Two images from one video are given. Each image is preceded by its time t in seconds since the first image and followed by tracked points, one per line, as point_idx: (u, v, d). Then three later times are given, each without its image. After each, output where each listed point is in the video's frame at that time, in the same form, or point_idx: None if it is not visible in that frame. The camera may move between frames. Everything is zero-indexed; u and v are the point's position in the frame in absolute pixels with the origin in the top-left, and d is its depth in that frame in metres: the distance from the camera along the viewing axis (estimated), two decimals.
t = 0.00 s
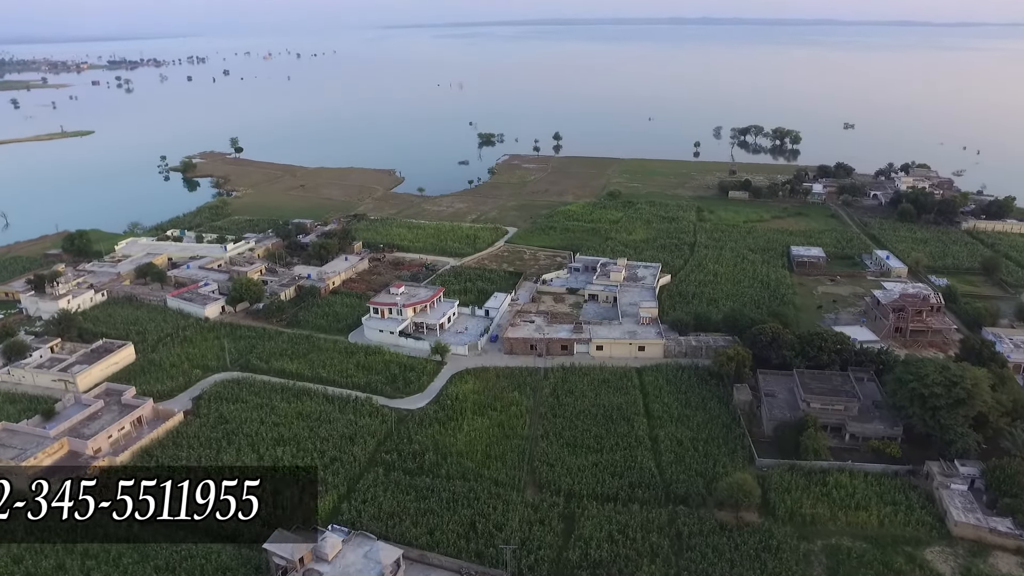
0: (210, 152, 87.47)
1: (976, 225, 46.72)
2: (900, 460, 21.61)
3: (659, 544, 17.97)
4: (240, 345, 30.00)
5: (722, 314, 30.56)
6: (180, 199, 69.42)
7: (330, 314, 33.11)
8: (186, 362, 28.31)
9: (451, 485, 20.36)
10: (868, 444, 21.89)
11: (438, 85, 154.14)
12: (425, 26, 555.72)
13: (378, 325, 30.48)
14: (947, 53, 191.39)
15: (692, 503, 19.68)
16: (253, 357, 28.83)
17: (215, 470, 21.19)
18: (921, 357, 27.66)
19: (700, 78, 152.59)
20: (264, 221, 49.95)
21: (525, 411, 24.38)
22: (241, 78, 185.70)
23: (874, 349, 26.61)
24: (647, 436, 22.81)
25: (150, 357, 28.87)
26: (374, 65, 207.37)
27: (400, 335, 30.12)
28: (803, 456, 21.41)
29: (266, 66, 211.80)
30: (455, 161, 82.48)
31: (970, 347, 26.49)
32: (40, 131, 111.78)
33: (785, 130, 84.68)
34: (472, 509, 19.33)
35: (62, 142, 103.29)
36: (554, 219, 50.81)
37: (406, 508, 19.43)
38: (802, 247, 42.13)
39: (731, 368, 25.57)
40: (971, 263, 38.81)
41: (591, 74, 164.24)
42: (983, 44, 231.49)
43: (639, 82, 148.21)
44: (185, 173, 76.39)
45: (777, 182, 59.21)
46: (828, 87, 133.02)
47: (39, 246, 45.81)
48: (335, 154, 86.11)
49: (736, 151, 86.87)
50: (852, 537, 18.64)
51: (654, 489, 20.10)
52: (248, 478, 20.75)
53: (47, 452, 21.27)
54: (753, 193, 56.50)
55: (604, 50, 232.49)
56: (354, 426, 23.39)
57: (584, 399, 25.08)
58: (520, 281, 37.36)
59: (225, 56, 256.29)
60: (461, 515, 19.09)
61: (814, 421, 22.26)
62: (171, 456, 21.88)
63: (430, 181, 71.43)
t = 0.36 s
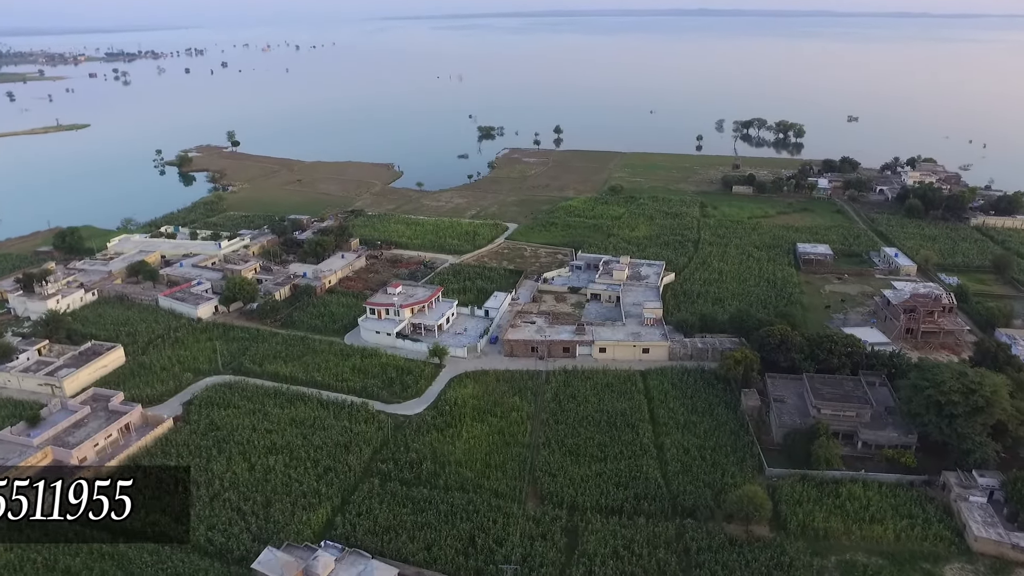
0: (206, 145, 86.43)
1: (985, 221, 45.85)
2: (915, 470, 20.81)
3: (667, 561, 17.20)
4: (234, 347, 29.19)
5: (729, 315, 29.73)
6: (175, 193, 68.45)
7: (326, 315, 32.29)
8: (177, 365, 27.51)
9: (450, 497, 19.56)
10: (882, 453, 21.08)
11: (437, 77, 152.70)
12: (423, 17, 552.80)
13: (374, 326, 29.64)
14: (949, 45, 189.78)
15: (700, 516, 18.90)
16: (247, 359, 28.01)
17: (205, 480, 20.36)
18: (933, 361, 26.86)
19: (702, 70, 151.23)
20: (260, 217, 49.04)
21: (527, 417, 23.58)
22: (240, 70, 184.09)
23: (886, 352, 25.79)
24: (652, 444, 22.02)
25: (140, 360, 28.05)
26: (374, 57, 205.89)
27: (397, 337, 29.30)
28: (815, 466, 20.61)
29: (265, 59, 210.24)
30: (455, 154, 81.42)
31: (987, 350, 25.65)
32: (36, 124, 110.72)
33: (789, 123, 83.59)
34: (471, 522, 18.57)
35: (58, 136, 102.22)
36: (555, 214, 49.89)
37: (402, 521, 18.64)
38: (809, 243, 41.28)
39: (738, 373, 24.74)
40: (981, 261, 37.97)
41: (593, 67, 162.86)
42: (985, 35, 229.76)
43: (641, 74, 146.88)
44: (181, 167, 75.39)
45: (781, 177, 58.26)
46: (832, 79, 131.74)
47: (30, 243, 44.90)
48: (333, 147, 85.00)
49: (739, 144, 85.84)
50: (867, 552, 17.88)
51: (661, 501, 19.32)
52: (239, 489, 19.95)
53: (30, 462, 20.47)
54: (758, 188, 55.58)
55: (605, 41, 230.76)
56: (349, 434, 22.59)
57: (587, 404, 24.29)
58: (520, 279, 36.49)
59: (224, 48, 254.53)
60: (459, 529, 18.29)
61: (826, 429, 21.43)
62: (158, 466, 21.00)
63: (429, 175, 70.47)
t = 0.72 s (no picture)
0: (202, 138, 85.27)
1: (995, 216, 44.95)
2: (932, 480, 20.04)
3: None
4: (226, 349, 28.36)
5: (735, 315, 28.89)
6: (170, 186, 67.40)
7: (321, 314, 31.45)
8: (167, 368, 26.68)
9: (448, 510, 18.80)
10: (897, 462, 20.32)
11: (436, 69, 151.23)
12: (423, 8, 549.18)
13: (370, 327, 28.79)
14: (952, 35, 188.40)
15: (708, 531, 18.13)
16: (239, 362, 27.19)
17: (194, 492, 19.58)
18: (947, 364, 26.05)
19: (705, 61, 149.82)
20: (255, 213, 48.12)
21: (528, 424, 22.79)
22: (237, 62, 182.37)
23: (898, 355, 24.95)
24: (658, 453, 21.25)
25: (129, 363, 27.23)
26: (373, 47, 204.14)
27: (394, 338, 28.46)
28: (828, 476, 19.82)
29: (263, 50, 208.54)
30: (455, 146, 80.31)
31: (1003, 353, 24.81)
32: (32, 116, 109.45)
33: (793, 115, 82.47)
34: (470, 538, 17.80)
35: (53, 128, 101.05)
36: (556, 209, 48.94)
37: (399, 535, 17.87)
38: (815, 240, 40.40)
39: (747, 377, 23.90)
40: (992, 258, 37.09)
41: (593, 58, 161.49)
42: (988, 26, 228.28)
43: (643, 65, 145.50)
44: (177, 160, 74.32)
45: (786, 170, 57.27)
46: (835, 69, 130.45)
47: (20, 240, 43.97)
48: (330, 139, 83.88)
49: (742, 137, 84.74)
50: (884, 569, 17.12)
51: (668, 515, 18.56)
52: (229, 501, 19.18)
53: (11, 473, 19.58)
54: (762, 182, 54.60)
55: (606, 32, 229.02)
56: (344, 441, 21.81)
57: (590, 410, 23.50)
58: (520, 278, 35.61)
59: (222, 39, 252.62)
60: (458, 545, 17.52)
61: (839, 437, 20.63)
62: (145, 476, 20.22)
63: (428, 168, 69.45)
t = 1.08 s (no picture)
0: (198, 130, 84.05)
1: (1005, 211, 44.04)
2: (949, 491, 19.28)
3: None
4: (218, 350, 27.54)
5: (742, 316, 28.06)
6: (165, 178, 66.32)
7: (316, 314, 30.61)
8: (157, 371, 25.87)
9: (447, 523, 18.04)
10: (913, 472, 19.55)
11: (436, 59, 149.62)
12: None
13: (367, 329, 27.97)
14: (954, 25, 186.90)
15: (718, 546, 17.36)
16: (231, 364, 26.38)
17: (182, 504, 18.82)
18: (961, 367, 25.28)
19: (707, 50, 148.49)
20: (251, 207, 47.17)
21: (529, 431, 22.00)
22: (235, 52, 180.58)
23: (912, 358, 24.14)
24: (664, 462, 20.49)
25: (118, 366, 26.40)
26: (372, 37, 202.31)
27: (391, 340, 27.64)
28: (841, 487, 19.04)
29: (262, 40, 206.61)
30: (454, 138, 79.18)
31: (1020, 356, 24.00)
32: (26, 107, 108.06)
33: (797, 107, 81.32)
34: (470, 554, 17.05)
35: (47, 120, 99.68)
36: (557, 204, 48.01)
37: (395, 551, 17.12)
38: (822, 235, 39.51)
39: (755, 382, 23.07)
40: (1003, 255, 36.23)
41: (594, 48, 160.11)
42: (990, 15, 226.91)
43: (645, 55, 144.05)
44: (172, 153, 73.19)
45: (791, 163, 56.27)
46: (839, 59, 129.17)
47: (10, 236, 43.04)
48: (328, 131, 82.71)
49: (745, 129, 83.63)
50: None
51: (675, 529, 17.81)
52: (219, 514, 18.43)
53: None
54: (767, 175, 53.62)
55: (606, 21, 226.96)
56: (339, 449, 21.03)
57: (593, 415, 22.72)
58: (521, 275, 34.75)
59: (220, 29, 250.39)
60: (456, 562, 16.77)
61: (852, 446, 19.84)
62: (131, 487, 19.46)
63: (427, 160, 68.39)
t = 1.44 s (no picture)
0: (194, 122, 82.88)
1: (1016, 206, 43.08)
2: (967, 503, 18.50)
3: None
4: (210, 352, 26.74)
5: (750, 317, 27.21)
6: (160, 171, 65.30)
7: (311, 314, 29.77)
8: (146, 375, 25.07)
9: (445, 539, 17.29)
10: (930, 484, 18.78)
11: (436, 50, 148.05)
12: None
13: (363, 330, 27.14)
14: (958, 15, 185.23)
15: (727, 564, 16.61)
16: (223, 367, 25.57)
17: (168, 518, 18.05)
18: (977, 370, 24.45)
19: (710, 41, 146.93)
20: (246, 202, 46.25)
21: (530, 439, 21.20)
22: (234, 42, 178.73)
23: (927, 362, 23.29)
24: (671, 472, 19.72)
25: (107, 369, 25.62)
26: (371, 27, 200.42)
27: (388, 342, 26.83)
28: (856, 500, 18.24)
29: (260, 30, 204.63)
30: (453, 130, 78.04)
31: None
32: (21, 99, 106.77)
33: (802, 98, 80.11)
34: (469, 572, 16.30)
35: (43, 111, 98.38)
36: (558, 198, 47.06)
37: (390, 570, 16.37)
38: (830, 231, 38.59)
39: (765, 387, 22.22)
40: (1015, 252, 35.36)
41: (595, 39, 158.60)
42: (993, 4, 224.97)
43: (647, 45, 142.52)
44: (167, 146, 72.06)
45: (797, 156, 55.22)
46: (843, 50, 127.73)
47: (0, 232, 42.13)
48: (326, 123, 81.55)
49: (749, 120, 82.45)
50: None
51: (683, 545, 17.06)
52: (207, 529, 17.67)
53: None
54: (772, 168, 52.62)
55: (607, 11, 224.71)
56: (333, 459, 20.25)
57: (597, 422, 21.91)
58: (522, 273, 33.89)
59: (218, 19, 248.21)
60: None
61: (867, 456, 19.02)
62: (116, 500, 18.69)
63: (425, 153, 67.32)
